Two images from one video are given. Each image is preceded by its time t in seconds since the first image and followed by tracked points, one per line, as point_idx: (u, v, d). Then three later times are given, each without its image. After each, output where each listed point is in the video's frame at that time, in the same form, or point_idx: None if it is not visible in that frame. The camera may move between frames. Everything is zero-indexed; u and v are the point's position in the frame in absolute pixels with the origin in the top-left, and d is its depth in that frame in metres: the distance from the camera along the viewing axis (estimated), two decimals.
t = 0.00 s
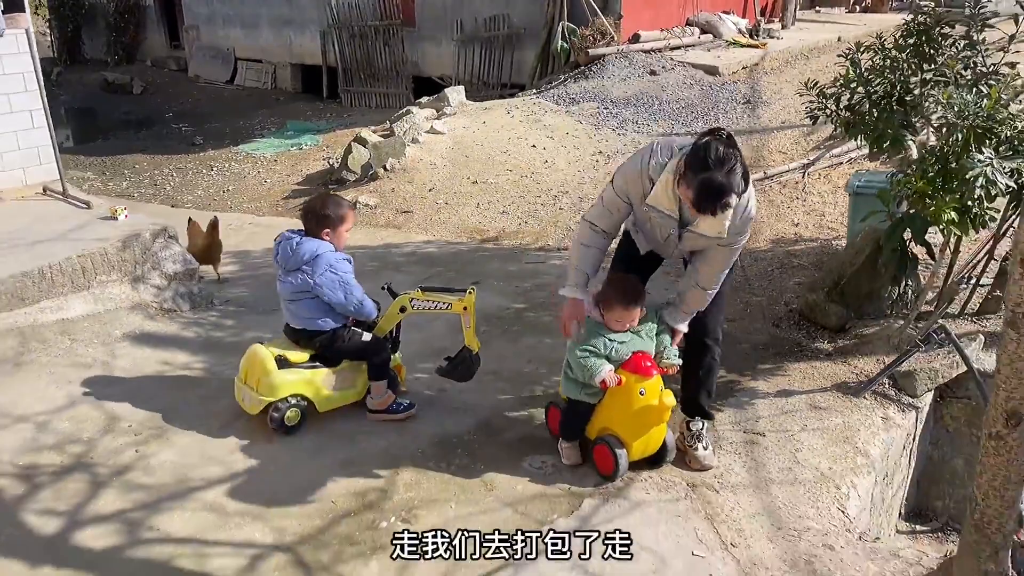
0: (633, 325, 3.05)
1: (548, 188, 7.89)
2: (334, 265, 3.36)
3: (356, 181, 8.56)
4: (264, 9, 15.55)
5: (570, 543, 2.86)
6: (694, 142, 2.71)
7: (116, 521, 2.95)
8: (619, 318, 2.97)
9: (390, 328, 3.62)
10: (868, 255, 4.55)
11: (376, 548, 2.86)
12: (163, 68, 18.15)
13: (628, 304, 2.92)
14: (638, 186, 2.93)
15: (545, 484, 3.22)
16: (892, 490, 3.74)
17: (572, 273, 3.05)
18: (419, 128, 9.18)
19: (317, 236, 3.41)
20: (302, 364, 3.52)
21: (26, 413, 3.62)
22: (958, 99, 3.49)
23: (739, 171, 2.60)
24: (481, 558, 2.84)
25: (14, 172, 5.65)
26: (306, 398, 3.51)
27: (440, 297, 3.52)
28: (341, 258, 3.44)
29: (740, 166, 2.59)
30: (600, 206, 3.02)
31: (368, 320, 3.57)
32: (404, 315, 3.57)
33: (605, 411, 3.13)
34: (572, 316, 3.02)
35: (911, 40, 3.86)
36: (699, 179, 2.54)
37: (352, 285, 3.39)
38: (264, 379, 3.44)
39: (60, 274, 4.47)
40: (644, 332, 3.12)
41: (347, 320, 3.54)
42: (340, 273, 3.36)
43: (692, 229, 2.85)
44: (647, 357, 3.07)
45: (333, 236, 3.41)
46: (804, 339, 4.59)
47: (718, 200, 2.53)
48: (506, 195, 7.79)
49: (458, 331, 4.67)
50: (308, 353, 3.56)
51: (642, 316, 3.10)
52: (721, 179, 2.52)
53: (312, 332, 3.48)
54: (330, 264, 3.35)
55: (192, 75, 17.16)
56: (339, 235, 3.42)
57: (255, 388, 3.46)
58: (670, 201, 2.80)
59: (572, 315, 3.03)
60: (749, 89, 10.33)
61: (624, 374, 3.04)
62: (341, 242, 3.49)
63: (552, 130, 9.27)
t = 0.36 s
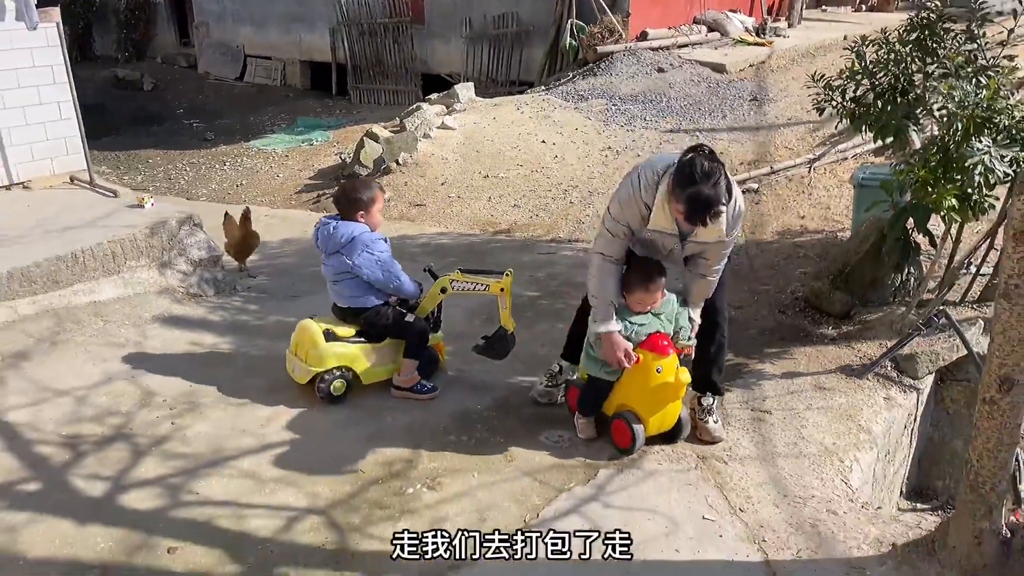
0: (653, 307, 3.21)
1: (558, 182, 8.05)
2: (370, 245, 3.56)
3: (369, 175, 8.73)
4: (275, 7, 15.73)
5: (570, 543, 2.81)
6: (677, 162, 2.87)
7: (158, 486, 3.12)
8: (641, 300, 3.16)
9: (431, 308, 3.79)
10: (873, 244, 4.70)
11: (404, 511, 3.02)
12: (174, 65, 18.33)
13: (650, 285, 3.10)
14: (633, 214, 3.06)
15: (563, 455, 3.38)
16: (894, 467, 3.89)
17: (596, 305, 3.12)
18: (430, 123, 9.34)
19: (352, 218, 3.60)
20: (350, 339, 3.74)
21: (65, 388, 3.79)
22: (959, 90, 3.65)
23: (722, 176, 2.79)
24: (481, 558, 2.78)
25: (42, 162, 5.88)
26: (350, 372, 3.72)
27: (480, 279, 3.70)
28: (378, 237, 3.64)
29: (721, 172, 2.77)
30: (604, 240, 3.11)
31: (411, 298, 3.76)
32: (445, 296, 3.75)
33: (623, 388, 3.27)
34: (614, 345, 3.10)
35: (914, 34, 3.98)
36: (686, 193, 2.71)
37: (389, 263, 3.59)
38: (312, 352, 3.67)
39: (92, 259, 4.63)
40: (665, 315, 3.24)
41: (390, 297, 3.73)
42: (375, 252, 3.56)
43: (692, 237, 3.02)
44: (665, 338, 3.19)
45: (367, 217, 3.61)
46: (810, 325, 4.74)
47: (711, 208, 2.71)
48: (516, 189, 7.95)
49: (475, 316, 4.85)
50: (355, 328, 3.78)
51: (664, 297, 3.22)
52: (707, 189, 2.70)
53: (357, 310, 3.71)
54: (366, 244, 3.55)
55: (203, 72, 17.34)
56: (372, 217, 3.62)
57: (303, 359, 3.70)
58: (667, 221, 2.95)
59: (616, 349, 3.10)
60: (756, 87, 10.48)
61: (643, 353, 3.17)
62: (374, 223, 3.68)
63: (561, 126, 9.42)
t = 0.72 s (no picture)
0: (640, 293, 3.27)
1: (567, 180, 8.20)
2: (402, 230, 3.79)
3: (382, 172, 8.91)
4: (290, 7, 15.95)
5: (570, 542, 2.83)
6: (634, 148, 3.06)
7: (182, 462, 3.29)
8: (633, 281, 3.21)
9: (460, 297, 3.99)
10: (872, 240, 4.81)
11: (415, 488, 3.17)
12: (189, 65, 18.60)
13: (630, 262, 3.16)
14: (601, 202, 3.26)
15: (566, 438, 3.53)
16: (887, 454, 4.02)
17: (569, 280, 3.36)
18: (442, 122, 9.51)
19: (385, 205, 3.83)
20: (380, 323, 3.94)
21: (92, 371, 3.96)
22: (951, 90, 3.81)
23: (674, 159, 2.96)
24: (481, 558, 2.79)
25: (67, 157, 6.10)
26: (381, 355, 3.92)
27: (508, 271, 3.85)
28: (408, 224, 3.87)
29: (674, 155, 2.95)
30: (576, 227, 3.32)
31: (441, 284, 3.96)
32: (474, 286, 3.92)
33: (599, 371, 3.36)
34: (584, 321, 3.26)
35: (911, 36, 4.12)
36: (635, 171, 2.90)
37: (418, 247, 3.81)
38: (345, 334, 3.88)
39: (116, 249, 4.83)
40: (651, 303, 3.30)
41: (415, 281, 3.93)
42: (406, 237, 3.79)
43: (659, 224, 3.18)
44: (640, 327, 3.26)
45: (406, 205, 3.84)
46: (809, 319, 4.86)
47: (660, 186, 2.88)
48: (526, 187, 8.10)
49: (484, 308, 5.00)
50: (385, 314, 4.00)
51: (654, 287, 3.28)
52: (655, 167, 2.88)
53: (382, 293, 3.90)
54: (398, 229, 3.78)
55: (218, 72, 17.59)
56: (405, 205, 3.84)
57: (337, 342, 3.91)
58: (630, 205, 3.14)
59: (585, 324, 3.25)
60: (764, 88, 10.60)
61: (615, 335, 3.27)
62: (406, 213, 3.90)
63: (571, 126, 9.57)
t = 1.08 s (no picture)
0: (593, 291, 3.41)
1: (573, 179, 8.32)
2: (408, 220, 3.93)
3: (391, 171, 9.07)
4: (305, 9, 16.16)
5: (554, 520, 2.95)
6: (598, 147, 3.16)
7: (188, 441, 3.44)
8: (588, 279, 3.34)
9: (456, 289, 4.16)
10: (864, 238, 4.92)
11: (409, 468, 3.30)
12: (206, 66, 18.86)
13: (586, 262, 3.30)
14: (571, 201, 3.35)
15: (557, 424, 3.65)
16: (874, 445, 4.11)
17: (535, 275, 3.52)
18: (451, 122, 9.66)
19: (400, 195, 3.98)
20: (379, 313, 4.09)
21: (104, 356, 4.13)
22: (934, 90, 3.86)
23: (630, 154, 3.03)
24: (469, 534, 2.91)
25: (84, 153, 6.29)
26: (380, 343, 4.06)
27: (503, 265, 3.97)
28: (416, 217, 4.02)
29: (630, 150, 3.02)
30: (549, 225, 3.43)
31: (437, 279, 4.13)
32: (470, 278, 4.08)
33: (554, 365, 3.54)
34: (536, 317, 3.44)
35: (900, 38, 4.26)
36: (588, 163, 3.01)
37: (420, 239, 3.95)
38: (345, 323, 4.03)
39: (129, 242, 5.00)
40: (603, 302, 3.43)
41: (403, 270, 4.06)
42: (411, 227, 3.93)
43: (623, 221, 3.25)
44: (586, 326, 3.38)
45: (422, 202, 3.99)
46: (803, 315, 4.95)
47: (611, 178, 2.96)
48: (532, 186, 8.23)
49: (484, 301, 5.14)
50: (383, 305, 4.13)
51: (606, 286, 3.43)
52: (607, 158, 2.96)
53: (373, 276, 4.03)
54: (405, 218, 3.93)
55: (234, 73, 17.84)
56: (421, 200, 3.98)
57: (337, 330, 4.07)
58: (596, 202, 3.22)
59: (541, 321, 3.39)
60: (772, 90, 10.67)
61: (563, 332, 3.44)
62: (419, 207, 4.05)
63: (578, 126, 9.70)
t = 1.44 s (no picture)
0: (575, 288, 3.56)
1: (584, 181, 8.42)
2: (414, 215, 3.99)
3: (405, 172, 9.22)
4: (323, 13, 16.37)
5: (555, 506, 3.05)
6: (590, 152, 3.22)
7: (204, 428, 3.58)
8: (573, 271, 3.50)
9: (454, 284, 4.24)
10: (868, 239, 4.99)
11: (416, 456, 3.42)
12: (225, 69, 19.13)
13: (575, 256, 3.48)
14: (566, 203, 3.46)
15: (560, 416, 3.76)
16: (873, 442, 4.18)
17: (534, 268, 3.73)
18: (464, 125, 9.80)
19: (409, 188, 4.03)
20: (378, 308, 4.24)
21: (125, 348, 4.28)
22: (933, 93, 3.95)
23: (617, 161, 3.08)
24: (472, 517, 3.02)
25: (106, 153, 6.47)
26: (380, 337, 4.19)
27: (498, 259, 4.07)
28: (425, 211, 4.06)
29: (617, 156, 3.07)
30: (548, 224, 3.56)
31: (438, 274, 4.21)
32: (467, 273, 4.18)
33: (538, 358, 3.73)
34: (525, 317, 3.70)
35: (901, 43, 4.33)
36: (574, 167, 3.06)
37: (424, 236, 4.01)
38: (344, 317, 4.19)
39: (150, 238, 5.17)
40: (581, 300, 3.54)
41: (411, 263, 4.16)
42: (416, 224, 3.99)
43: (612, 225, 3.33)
44: (560, 321, 3.52)
45: (427, 194, 4.01)
46: (807, 314, 5.02)
47: (595, 185, 3.02)
48: (543, 187, 8.35)
49: (493, 299, 5.26)
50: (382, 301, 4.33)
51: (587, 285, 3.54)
52: (592, 165, 3.01)
53: (379, 265, 4.14)
54: (412, 214, 3.98)
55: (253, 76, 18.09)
56: (429, 194, 4.01)
57: (338, 325, 4.22)
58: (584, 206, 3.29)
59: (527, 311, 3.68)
60: (784, 94, 10.72)
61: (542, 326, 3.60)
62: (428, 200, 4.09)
63: (590, 129, 9.80)
